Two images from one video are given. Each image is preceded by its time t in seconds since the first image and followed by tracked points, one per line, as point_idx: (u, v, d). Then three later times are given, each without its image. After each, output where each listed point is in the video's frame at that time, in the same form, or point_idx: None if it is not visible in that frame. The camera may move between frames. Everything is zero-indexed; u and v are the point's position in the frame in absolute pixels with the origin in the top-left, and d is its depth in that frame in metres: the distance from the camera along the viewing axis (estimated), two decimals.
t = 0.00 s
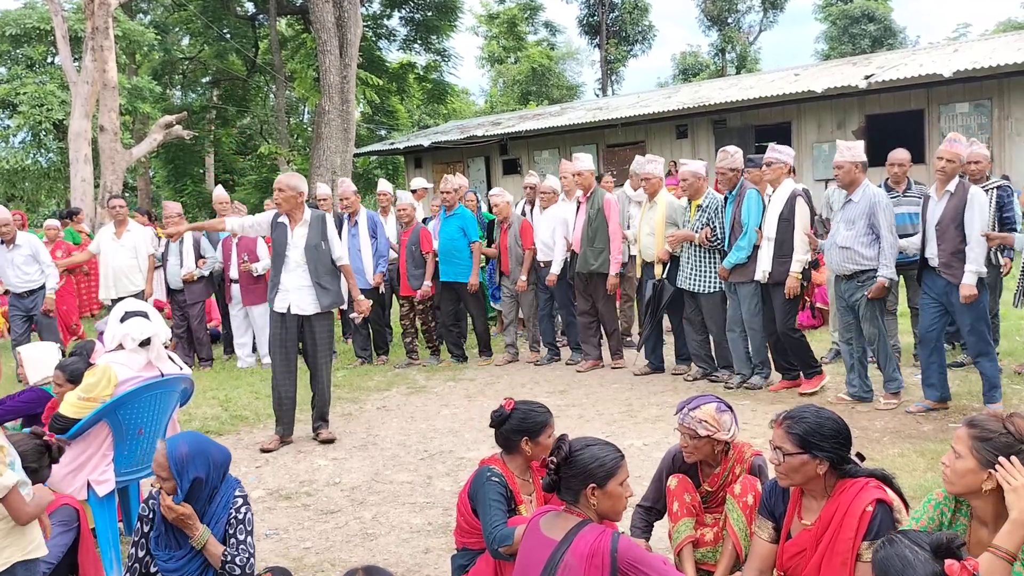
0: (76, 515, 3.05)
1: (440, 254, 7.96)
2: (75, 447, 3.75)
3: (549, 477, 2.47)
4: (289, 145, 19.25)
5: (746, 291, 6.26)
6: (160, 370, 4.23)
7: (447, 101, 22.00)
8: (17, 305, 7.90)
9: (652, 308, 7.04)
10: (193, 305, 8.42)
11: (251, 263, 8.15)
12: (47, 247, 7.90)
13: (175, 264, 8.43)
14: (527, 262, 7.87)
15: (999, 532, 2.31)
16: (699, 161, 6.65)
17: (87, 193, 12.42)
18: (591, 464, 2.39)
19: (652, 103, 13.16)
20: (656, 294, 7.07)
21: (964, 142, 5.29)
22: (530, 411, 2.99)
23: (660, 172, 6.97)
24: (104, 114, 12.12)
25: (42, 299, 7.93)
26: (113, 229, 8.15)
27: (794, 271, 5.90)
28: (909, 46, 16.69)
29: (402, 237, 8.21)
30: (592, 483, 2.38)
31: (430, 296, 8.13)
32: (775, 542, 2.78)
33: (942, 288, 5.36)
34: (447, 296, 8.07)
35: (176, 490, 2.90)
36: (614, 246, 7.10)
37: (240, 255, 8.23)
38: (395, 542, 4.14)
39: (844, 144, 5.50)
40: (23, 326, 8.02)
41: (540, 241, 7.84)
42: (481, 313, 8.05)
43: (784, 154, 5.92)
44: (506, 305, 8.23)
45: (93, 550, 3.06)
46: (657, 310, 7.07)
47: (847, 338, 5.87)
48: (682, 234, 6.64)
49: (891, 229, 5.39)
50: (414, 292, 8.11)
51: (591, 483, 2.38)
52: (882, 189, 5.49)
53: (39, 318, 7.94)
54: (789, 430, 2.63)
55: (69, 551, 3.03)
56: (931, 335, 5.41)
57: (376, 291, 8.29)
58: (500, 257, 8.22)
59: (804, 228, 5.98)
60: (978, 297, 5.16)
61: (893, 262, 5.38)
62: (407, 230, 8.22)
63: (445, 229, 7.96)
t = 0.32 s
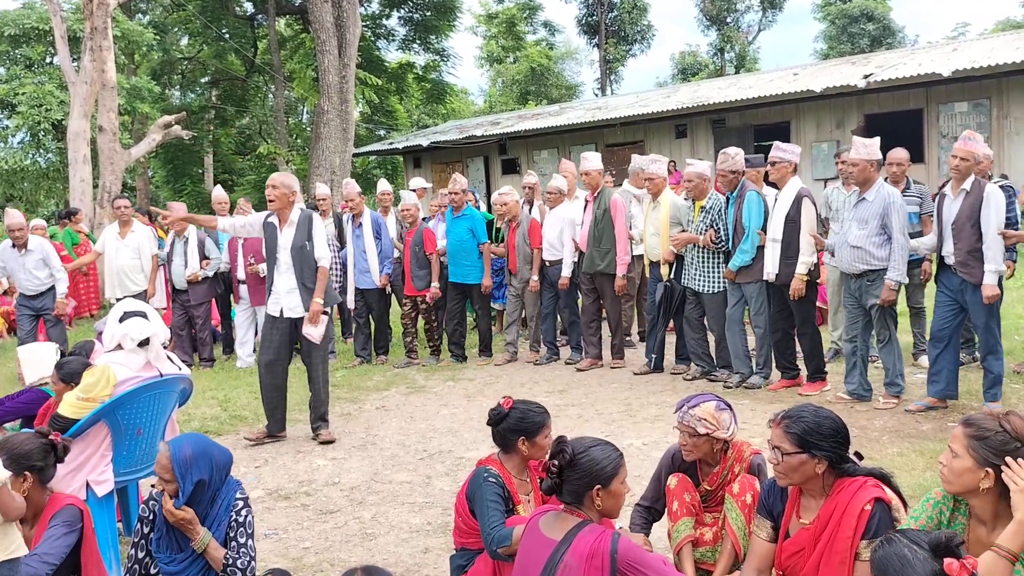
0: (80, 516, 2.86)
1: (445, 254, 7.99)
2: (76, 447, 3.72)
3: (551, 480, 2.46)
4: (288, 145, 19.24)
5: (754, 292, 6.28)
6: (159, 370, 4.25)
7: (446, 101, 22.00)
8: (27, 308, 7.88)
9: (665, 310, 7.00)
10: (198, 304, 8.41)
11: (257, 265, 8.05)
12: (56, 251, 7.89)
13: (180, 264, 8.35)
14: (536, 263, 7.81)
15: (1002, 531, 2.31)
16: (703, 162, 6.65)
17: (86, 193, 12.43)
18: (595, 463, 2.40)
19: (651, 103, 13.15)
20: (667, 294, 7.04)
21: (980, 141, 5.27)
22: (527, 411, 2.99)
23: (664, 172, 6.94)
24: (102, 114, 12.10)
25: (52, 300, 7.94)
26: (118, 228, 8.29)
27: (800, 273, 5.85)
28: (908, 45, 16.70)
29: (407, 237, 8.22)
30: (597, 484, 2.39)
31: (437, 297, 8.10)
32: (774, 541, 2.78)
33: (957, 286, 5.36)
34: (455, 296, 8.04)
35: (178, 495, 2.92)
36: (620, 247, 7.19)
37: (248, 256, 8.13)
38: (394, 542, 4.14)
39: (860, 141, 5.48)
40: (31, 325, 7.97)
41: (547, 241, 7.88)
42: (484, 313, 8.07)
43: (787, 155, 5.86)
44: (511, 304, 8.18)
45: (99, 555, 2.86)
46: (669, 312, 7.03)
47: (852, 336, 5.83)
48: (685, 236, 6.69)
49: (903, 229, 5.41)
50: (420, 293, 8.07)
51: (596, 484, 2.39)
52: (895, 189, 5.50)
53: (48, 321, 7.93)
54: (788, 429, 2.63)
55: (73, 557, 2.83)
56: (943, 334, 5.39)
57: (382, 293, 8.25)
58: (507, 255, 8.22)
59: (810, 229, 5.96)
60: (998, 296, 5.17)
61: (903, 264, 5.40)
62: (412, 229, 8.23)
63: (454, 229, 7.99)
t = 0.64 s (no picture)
0: (82, 519, 2.85)
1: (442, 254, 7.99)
2: (77, 447, 3.72)
3: (554, 484, 2.43)
4: (286, 146, 19.26)
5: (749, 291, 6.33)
6: (157, 372, 4.26)
7: (445, 102, 21.98)
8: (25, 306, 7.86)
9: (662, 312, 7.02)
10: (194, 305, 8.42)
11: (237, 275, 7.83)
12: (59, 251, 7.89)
13: (176, 265, 8.37)
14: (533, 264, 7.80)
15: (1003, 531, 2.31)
16: (697, 163, 6.71)
17: (85, 194, 12.43)
18: (600, 465, 2.40)
19: (650, 103, 13.18)
20: (663, 294, 7.05)
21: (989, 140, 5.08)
22: (526, 413, 2.99)
23: (658, 172, 6.97)
24: (100, 115, 12.07)
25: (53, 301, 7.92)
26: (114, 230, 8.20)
27: (807, 276, 5.83)
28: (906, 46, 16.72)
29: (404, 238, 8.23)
30: (602, 487, 2.38)
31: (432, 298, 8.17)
32: (773, 542, 2.78)
33: (956, 284, 5.36)
34: (449, 297, 8.05)
35: (176, 497, 2.92)
36: (616, 247, 7.19)
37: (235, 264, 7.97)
38: (393, 543, 4.14)
39: (865, 141, 5.47)
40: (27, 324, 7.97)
41: (545, 241, 7.82)
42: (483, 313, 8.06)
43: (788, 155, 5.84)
44: (509, 305, 8.20)
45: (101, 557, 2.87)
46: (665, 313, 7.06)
47: (847, 334, 5.84)
48: (680, 236, 6.70)
49: (905, 230, 5.43)
50: (415, 292, 8.17)
51: (601, 486, 2.39)
52: (899, 190, 5.50)
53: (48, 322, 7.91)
54: (787, 429, 2.63)
55: (74, 559, 2.82)
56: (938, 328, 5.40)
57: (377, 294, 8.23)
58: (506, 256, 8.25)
59: (814, 230, 5.96)
60: (997, 296, 5.18)
61: (904, 266, 5.40)
62: (409, 230, 8.25)
63: (453, 231, 7.96)
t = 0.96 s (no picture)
0: (83, 525, 2.86)
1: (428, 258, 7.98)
2: (74, 450, 3.71)
3: (551, 485, 2.42)
4: (284, 148, 19.25)
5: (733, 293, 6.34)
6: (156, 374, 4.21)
7: (443, 104, 22.00)
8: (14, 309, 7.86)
9: (640, 310, 7.11)
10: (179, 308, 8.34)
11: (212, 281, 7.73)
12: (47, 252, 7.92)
13: (162, 266, 8.36)
14: (518, 264, 7.79)
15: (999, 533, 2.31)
16: (679, 165, 6.71)
17: (83, 196, 12.42)
18: (599, 468, 2.39)
19: (648, 105, 13.20)
20: (642, 296, 7.10)
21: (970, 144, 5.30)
22: (524, 415, 2.99)
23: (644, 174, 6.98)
24: (99, 117, 12.07)
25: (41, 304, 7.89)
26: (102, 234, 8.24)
27: (798, 279, 5.83)
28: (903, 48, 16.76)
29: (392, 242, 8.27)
30: (599, 488, 2.38)
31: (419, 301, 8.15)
32: (771, 544, 2.79)
33: (940, 288, 5.39)
34: (436, 301, 7.99)
35: (176, 498, 2.93)
36: (601, 249, 7.18)
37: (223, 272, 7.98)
38: (391, 545, 4.14)
39: (854, 144, 5.50)
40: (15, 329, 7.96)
41: (531, 243, 7.89)
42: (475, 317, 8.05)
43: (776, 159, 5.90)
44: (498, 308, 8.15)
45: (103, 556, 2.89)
46: (643, 315, 7.14)
47: (840, 338, 5.86)
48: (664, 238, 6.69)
49: (894, 233, 5.43)
50: (402, 295, 8.19)
51: (599, 487, 2.38)
52: (888, 193, 5.50)
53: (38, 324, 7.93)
54: (784, 431, 2.63)
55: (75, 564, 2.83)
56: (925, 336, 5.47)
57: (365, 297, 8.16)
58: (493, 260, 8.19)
59: (803, 234, 5.98)
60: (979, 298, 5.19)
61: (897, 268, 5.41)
62: (397, 234, 8.28)
63: (437, 234, 7.94)
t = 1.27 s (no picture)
0: (81, 525, 2.86)
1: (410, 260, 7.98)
2: (69, 455, 3.70)
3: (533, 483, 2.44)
4: (281, 151, 19.22)
5: (705, 293, 6.39)
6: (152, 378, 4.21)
7: (439, 107, 21.98)
8: None
9: (613, 313, 7.02)
10: (161, 312, 8.35)
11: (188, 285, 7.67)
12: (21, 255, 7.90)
13: (145, 270, 8.45)
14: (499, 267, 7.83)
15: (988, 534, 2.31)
16: (661, 170, 6.78)
17: (79, 199, 12.38)
18: (577, 466, 2.38)
19: (645, 108, 13.22)
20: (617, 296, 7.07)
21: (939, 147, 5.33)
22: (520, 418, 3.00)
23: (629, 177, 7.09)
24: (95, 120, 12.06)
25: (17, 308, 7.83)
26: (84, 238, 8.18)
27: (772, 283, 5.93)
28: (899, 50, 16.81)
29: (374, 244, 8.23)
30: (573, 487, 2.36)
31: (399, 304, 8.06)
32: (768, 547, 2.79)
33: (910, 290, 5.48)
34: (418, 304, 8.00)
35: (173, 503, 2.92)
36: (581, 252, 7.19)
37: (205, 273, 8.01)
38: (388, 549, 4.13)
39: (830, 149, 5.59)
40: None
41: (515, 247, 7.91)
42: (450, 318, 7.97)
43: (748, 164, 5.91)
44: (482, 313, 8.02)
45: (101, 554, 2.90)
46: (617, 315, 7.04)
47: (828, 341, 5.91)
48: (646, 240, 6.76)
49: (866, 236, 5.42)
50: (382, 299, 8.06)
51: (575, 487, 2.37)
52: (863, 196, 5.50)
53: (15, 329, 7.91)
54: (780, 434, 2.63)
55: (75, 563, 2.83)
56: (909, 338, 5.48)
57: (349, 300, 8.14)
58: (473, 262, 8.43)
59: (778, 239, 6.00)
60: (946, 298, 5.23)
61: (866, 270, 5.43)
62: (379, 236, 8.24)
63: (417, 235, 7.97)
